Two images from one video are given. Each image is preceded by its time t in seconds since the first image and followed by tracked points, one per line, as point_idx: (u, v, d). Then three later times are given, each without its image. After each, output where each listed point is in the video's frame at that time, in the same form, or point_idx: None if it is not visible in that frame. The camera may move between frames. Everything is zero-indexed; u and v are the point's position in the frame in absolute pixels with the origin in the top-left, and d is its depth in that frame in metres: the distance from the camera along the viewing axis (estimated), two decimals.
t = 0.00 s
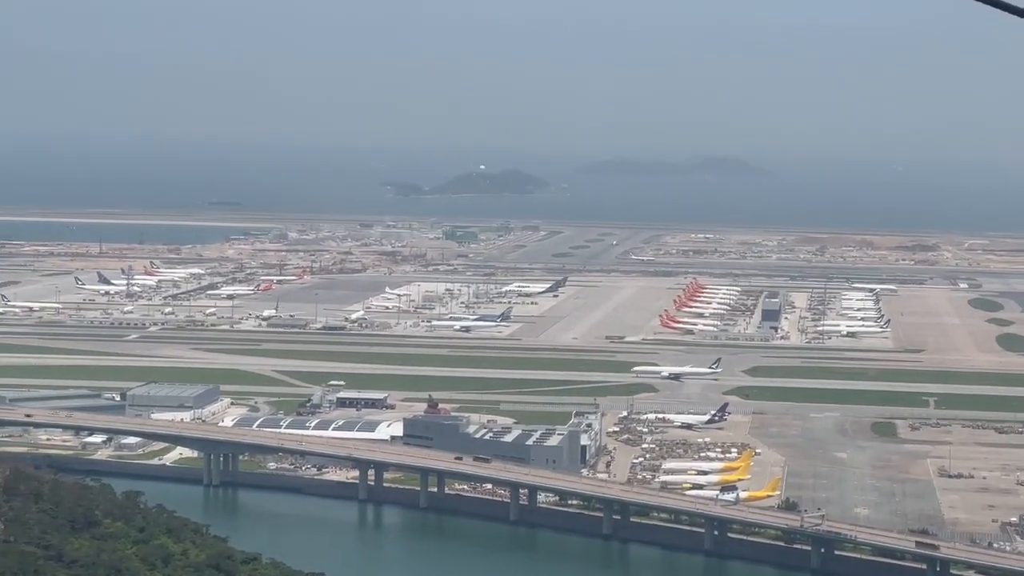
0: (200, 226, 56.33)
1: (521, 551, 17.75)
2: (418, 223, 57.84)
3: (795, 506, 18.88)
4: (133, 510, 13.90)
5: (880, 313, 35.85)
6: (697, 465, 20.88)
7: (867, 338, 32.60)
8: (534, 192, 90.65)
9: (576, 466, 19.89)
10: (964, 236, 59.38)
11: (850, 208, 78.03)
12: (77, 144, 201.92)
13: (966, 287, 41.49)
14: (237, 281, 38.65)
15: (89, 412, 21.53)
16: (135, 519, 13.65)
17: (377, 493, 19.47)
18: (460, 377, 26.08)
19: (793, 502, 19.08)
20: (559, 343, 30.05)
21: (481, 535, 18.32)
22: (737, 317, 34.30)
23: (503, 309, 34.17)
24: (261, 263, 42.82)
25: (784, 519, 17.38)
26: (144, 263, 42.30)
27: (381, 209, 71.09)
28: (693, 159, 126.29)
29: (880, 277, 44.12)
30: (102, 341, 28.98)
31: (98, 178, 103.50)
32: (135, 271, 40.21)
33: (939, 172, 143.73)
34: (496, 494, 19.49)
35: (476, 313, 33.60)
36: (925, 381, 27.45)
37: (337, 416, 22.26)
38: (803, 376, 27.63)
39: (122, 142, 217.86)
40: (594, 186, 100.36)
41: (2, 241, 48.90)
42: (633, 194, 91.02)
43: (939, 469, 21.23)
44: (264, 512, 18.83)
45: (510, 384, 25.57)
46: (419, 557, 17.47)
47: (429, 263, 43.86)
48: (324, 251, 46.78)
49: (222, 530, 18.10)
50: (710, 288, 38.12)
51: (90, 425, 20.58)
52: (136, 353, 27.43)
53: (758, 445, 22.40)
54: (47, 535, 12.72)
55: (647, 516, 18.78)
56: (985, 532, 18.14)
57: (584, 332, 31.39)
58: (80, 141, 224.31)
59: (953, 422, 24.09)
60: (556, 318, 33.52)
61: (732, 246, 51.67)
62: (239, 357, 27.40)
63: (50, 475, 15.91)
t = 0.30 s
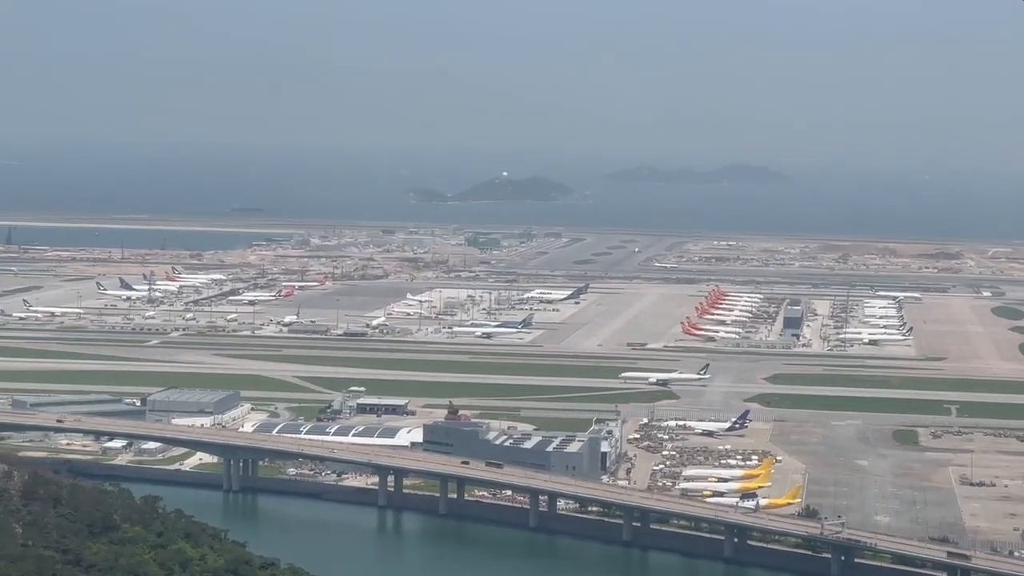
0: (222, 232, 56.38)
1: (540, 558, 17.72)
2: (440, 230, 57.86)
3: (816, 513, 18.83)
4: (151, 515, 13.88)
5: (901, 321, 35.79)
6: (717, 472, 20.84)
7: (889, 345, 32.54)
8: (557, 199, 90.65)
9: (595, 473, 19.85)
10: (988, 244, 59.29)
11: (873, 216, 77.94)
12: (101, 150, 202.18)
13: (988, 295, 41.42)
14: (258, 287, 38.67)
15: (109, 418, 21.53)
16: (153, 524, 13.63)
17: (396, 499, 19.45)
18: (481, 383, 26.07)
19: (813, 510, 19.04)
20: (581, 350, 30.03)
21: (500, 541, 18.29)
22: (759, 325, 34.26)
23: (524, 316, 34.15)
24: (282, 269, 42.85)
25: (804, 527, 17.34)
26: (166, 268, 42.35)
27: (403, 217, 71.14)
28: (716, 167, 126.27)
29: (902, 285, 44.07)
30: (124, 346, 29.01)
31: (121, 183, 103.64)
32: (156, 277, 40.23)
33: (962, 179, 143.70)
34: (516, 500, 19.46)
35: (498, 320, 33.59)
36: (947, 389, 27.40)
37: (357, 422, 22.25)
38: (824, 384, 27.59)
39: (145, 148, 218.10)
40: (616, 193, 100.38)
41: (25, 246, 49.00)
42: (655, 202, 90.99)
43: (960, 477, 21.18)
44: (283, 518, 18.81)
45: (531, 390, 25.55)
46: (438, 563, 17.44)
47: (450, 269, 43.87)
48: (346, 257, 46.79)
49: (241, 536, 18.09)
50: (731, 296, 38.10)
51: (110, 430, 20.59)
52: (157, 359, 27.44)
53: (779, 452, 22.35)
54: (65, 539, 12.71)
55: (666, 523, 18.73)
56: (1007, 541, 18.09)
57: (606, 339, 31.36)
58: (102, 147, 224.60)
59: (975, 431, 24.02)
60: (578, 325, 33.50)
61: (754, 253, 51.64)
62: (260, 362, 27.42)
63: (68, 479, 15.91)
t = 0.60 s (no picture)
0: (243, 235, 56.45)
1: (560, 561, 17.72)
2: (462, 233, 57.92)
3: (836, 518, 18.82)
4: (169, 516, 13.92)
5: (923, 325, 35.75)
6: (737, 476, 20.83)
7: (910, 350, 32.51)
8: (580, 202, 90.62)
9: (615, 477, 19.85)
10: (1010, 249, 59.23)
11: (896, 220, 77.84)
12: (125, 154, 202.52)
13: (1011, 300, 41.35)
14: (280, 290, 38.72)
15: (130, 420, 21.58)
16: (172, 526, 13.68)
17: (416, 502, 19.47)
18: (501, 386, 26.09)
19: (833, 515, 19.02)
20: (602, 354, 30.03)
21: (520, 544, 18.30)
22: (780, 329, 34.23)
23: (545, 319, 34.17)
24: (303, 272, 42.92)
25: (824, 531, 17.32)
26: (188, 271, 42.44)
27: (425, 221, 71.19)
28: (740, 171, 126.20)
29: (925, 290, 44.01)
30: (145, 348, 29.09)
31: (144, 187, 103.84)
32: (178, 280, 40.33)
33: (984, 184, 143.46)
34: (536, 504, 19.46)
35: (519, 323, 33.61)
36: (969, 394, 27.37)
37: (377, 425, 22.27)
38: (845, 388, 27.56)
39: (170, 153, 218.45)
40: (638, 197, 100.34)
41: (49, 249, 49.13)
42: (677, 206, 90.96)
43: (981, 482, 21.15)
44: (304, 521, 18.84)
45: (551, 394, 25.55)
46: (457, 567, 17.45)
47: (472, 273, 43.88)
48: (367, 261, 46.87)
49: (261, 539, 18.12)
50: (753, 300, 38.09)
51: (130, 433, 20.64)
52: (177, 361, 27.51)
53: (799, 457, 22.34)
54: (84, 540, 12.76)
55: (686, 527, 18.74)
56: None
57: (627, 343, 31.37)
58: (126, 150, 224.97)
59: (996, 436, 23.99)
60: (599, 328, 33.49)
61: (776, 257, 51.59)
62: (280, 365, 27.47)
63: (88, 481, 15.96)
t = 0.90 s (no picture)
0: (264, 236, 56.51)
1: (578, 562, 17.72)
2: (483, 235, 57.95)
3: (855, 520, 18.79)
4: (187, 516, 13.93)
5: (944, 327, 35.69)
6: (756, 477, 20.81)
7: (931, 352, 32.46)
8: (600, 204, 90.60)
9: (633, 477, 19.84)
10: None
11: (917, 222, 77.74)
12: (147, 156, 202.79)
13: None
14: (300, 291, 38.76)
15: (150, 420, 21.61)
16: (190, 525, 13.68)
17: (434, 502, 19.47)
18: (521, 388, 26.07)
19: (852, 516, 18.99)
20: (621, 355, 30.03)
21: (538, 545, 18.30)
22: (800, 331, 34.18)
23: (565, 321, 34.17)
24: (323, 274, 42.97)
25: (843, 533, 17.30)
26: (208, 272, 42.50)
27: (446, 222, 71.16)
28: (762, 173, 126.16)
29: (946, 292, 43.96)
30: (165, 349, 29.15)
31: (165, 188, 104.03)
32: (198, 280, 40.41)
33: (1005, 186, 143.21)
34: (554, 505, 19.46)
35: (538, 325, 33.62)
36: (989, 397, 27.32)
37: (396, 426, 22.27)
38: (865, 391, 27.53)
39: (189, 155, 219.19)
40: (658, 199, 100.31)
41: (71, 250, 49.22)
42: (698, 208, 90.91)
43: (1001, 484, 21.11)
44: (322, 522, 18.85)
45: (570, 395, 25.55)
46: (475, 567, 17.45)
47: (492, 274, 43.91)
48: (387, 262, 46.94)
49: (279, 539, 18.13)
50: (773, 302, 38.07)
51: (150, 433, 20.66)
52: (197, 362, 27.56)
53: (818, 458, 22.31)
54: (102, 540, 12.77)
55: (705, 528, 18.72)
56: None
57: (646, 345, 31.35)
58: (147, 151, 225.22)
59: (1016, 438, 23.93)
60: (618, 330, 33.48)
61: (796, 259, 51.55)
62: (299, 366, 27.51)
63: (105, 481, 15.98)
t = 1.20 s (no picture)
0: (284, 236, 56.56)
1: (595, 562, 17.72)
2: (503, 235, 57.93)
3: (872, 520, 18.77)
4: (203, 514, 13.95)
5: (963, 328, 35.65)
6: (774, 477, 20.80)
7: (950, 353, 32.43)
8: (621, 205, 90.57)
9: (651, 477, 19.84)
10: None
11: (937, 222, 77.64)
12: (167, 156, 202.88)
13: None
14: (319, 291, 38.80)
15: (168, 418, 21.63)
16: (206, 523, 13.71)
17: (452, 501, 19.48)
18: (539, 388, 26.07)
19: (870, 516, 18.97)
20: (640, 355, 30.04)
21: (556, 545, 18.30)
22: (819, 331, 34.15)
23: (583, 320, 34.18)
24: (343, 273, 43.02)
25: (861, 533, 17.28)
26: (228, 272, 42.52)
27: (466, 222, 71.13)
28: (783, 173, 126.09)
29: (965, 292, 43.91)
30: (184, 348, 29.19)
31: (185, 189, 104.07)
32: (217, 280, 40.48)
33: None
34: (571, 505, 19.47)
35: (557, 324, 33.61)
36: (1009, 397, 27.27)
37: (414, 425, 22.29)
38: (884, 391, 27.50)
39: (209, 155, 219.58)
40: (678, 199, 100.26)
41: (90, 249, 49.27)
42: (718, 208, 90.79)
43: (1020, 484, 21.08)
44: (339, 521, 18.87)
45: (588, 395, 25.55)
46: (492, 567, 17.46)
47: (511, 274, 43.94)
48: (407, 261, 46.98)
49: (297, 538, 18.15)
50: (792, 302, 38.04)
51: (168, 431, 20.67)
52: (216, 361, 27.60)
53: (836, 459, 22.29)
54: (119, 538, 12.79)
55: (722, 528, 18.72)
56: None
57: (664, 344, 31.34)
58: (167, 151, 225.31)
59: None
60: (637, 330, 33.46)
61: (816, 260, 51.52)
62: (318, 365, 27.56)
63: (123, 478, 16.00)
